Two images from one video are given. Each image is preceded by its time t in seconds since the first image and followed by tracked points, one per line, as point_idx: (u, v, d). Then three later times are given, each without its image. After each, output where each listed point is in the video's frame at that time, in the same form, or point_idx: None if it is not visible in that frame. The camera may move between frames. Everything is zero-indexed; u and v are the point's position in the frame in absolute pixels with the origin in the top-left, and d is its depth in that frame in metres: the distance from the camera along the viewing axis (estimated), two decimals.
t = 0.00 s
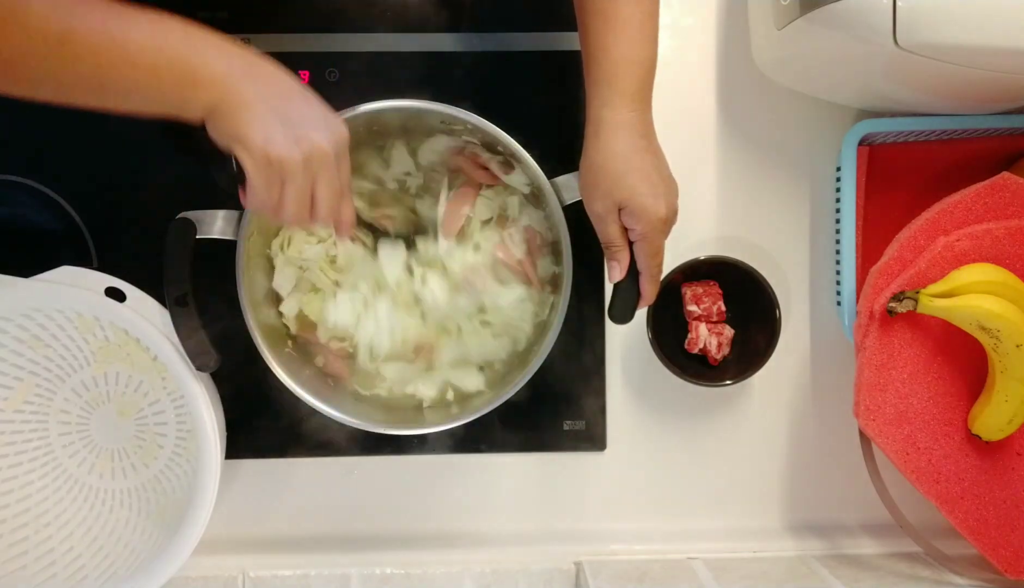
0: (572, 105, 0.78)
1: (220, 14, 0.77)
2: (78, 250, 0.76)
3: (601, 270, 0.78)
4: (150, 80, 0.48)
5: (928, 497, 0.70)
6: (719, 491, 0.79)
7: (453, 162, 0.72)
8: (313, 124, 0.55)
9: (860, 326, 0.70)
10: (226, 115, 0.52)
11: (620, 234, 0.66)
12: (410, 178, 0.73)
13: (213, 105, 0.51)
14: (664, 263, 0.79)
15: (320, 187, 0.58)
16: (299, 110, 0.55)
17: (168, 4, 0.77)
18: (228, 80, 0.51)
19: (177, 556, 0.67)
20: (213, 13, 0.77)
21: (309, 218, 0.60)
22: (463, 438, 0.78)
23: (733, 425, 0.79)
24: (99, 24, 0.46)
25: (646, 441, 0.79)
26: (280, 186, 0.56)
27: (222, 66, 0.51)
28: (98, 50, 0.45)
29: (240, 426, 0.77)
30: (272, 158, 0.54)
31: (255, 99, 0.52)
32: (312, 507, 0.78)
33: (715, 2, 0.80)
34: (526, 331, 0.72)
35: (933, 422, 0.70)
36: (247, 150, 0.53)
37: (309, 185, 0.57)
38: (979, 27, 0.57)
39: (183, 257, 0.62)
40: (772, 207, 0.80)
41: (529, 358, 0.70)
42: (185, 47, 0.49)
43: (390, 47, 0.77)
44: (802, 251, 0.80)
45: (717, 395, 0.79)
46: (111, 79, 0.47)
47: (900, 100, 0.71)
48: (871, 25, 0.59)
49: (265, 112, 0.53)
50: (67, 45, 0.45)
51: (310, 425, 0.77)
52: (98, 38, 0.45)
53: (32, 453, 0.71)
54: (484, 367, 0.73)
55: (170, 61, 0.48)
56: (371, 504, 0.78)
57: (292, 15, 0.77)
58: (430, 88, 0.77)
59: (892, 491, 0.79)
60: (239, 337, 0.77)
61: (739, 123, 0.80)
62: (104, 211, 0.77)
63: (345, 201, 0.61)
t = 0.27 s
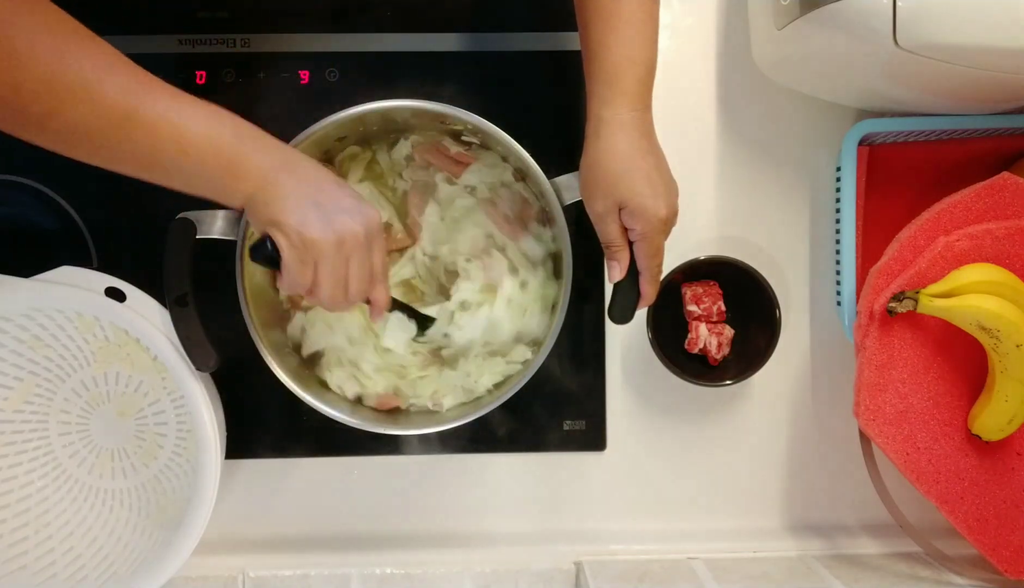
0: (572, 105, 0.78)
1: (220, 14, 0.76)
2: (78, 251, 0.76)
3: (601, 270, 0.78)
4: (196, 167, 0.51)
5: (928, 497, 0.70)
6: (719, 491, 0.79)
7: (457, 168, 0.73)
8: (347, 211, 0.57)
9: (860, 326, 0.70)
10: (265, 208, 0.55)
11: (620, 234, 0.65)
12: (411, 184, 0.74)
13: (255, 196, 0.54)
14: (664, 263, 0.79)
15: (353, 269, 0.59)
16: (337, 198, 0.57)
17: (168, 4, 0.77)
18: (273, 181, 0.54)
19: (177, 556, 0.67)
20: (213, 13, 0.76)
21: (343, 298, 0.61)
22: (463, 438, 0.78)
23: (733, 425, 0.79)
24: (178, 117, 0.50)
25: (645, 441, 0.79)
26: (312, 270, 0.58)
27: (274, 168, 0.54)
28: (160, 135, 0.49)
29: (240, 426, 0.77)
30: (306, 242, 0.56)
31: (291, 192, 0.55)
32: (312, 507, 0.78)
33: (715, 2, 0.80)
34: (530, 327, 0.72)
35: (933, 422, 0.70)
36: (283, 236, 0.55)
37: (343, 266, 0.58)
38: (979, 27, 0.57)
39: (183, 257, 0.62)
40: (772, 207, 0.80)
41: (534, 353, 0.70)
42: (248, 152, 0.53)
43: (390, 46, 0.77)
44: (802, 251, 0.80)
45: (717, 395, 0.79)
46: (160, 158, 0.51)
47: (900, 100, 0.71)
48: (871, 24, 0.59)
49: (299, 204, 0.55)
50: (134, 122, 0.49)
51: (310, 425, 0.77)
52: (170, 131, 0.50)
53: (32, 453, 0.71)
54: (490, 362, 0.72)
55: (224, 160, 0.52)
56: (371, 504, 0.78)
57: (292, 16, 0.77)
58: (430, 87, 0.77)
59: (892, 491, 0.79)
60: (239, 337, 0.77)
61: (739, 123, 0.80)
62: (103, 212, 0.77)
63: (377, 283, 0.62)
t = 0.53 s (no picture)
0: (572, 105, 0.78)
1: (220, 14, 0.76)
2: (78, 251, 0.76)
3: (601, 270, 0.78)
4: (159, 153, 0.52)
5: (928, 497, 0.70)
6: (719, 491, 0.79)
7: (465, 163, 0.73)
8: (329, 178, 0.57)
9: (860, 326, 0.70)
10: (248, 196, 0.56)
11: (620, 234, 0.65)
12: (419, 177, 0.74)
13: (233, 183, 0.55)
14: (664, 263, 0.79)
15: (350, 228, 0.59)
16: (317, 166, 0.57)
17: (168, 4, 0.77)
18: (249, 161, 0.54)
19: (177, 555, 0.67)
20: (212, 13, 0.76)
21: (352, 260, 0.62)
22: (463, 438, 0.78)
23: (733, 425, 0.79)
24: (151, 99, 0.50)
25: (645, 441, 0.79)
26: (312, 242, 0.59)
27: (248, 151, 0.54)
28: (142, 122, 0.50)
29: (240, 426, 0.77)
30: (295, 218, 0.57)
31: (268, 173, 0.55)
32: (312, 507, 0.78)
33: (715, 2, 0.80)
34: (531, 323, 0.72)
35: (933, 422, 0.70)
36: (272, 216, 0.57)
37: (340, 229, 0.59)
38: (979, 27, 0.57)
39: (183, 258, 0.62)
40: (772, 207, 0.80)
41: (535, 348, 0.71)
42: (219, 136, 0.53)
43: (390, 46, 0.77)
44: (802, 251, 0.80)
45: (717, 395, 0.79)
46: (135, 144, 0.51)
47: (901, 100, 0.71)
48: (871, 24, 0.59)
49: (281, 183, 0.55)
50: (100, 107, 0.49)
51: (310, 425, 0.77)
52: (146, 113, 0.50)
53: (32, 453, 0.71)
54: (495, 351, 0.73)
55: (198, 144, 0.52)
56: (371, 504, 0.78)
57: (292, 16, 0.77)
58: (430, 87, 0.77)
59: (892, 491, 0.79)
60: (239, 337, 0.77)
61: (739, 123, 0.80)
62: (103, 212, 0.77)
63: (382, 231, 0.62)
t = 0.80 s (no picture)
0: (572, 105, 0.78)
1: (220, 14, 0.76)
2: (77, 250, 0.76)
3: (601, 270, 0.78)
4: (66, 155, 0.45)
5: (928, 497, 0.70)
6: (719, 491, 0.79)
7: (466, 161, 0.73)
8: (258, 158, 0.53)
9: (860, 326, 0.70)
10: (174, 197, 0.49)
11: (620, 234, 0.65)
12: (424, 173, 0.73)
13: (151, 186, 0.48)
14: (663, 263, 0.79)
15: (294, 211, 0.55)
16: (234, 150, 0.53)
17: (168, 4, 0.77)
18: (155, 156, 0.47)
19: (177, 555, 0.67)
20: (212, 13, 0.76)
21: (314, 241, 0.57)
22: (463, 438, 0.78)
23: (733, 425, 0.79)
24: (28, 79, 0.43)
25: (646, 441, 0.79)
26: (270, 229, 0.54)
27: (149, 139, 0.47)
28: (13, 108, 0.42)
29: (240, 425, 0.77)
30: (239, 207, 0.52)
31: (189, 163, 0.49)
32: (312, 507, 0.78)
33: (715, 2, 0.80)
34: (531, 319, 0.73)
35: (933, 422, 0.70)
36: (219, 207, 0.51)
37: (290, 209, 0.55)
38: (979, 27, 0.57)
39: (183, 258, 0.62)
40: (772, 207, 0.80)
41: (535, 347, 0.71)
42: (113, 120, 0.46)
43: (390, 46, 0.77)
44: (802, 251, 0.80)
45: (717, 395, 0.79)
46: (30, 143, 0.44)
47: (901, 100, 0.71)
48: (871, 25, 0.59)
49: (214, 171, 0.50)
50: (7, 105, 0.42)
51: (310, 425, 0.77)
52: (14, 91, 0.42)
53: (32, 453, 0.71)
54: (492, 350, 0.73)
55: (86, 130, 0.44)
56: (371, 504, 0.78)
57: (292, 16, 0.77)
58: (430, 87, 0.77)
59: (892, 491, 0.79)
60: (239, 337, 0.77)
61: (739, 123, 0.80)
62: (103, 211, 0.77)
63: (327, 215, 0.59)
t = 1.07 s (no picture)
0: (572, 105, 0.78)
1: (220, 14, 0.76)
2: (77, 251, 0.76)
3: (601, 270, 0.78)
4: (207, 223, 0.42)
5: (928, 497, 0.70)
6: (719, 491, 0.79)
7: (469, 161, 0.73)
8: (366, 228, 0.48)
9: (860, 326, 0.70)
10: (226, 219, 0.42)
11: (620, 234, 0.65)
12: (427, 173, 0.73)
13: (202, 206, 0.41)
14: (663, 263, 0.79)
15: (422, 262, 0.49)
16: (355, 217, 0.48)
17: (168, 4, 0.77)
18: (283, 224, 0.44)
19: (177, 555, 0.67)
20: (212, 13, 0.76)
21: (430, 303, 0.51)
22: (463, 438, 0.78)
23: (733, 425, 0.79)
24: (119, 128, 0.39)
25: (646, 441, 0.79)
26: (387, 298, 0.49)
27: (172, 151, 0.40)
28: (102, 151, 0.39)
29: (240, 425, 0.77)
30: (347, 281, 0.47)
31: (316, 230, 0.45)
32: (312, 507, 0.78)
33: (715, 2, 0.80)
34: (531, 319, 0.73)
35: (933, 422, 0.70)
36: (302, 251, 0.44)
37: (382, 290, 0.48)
38: (979, 27, 0.57)
39: (184, 258, 0.62)
40: (772, 207, 0.80)
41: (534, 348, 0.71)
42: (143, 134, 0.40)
43: (390, 46, 0.77)
44: (802, 251, 0.80)
45: (717, 395, 0.79)
46: (117, 190, 0.40)
47: (901, 100, 0.71)
48: (872, 25, 0.59)
49: (332, 244, 0.46)
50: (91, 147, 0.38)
51: (310, 425, 0.77)
52: (13, 85, 0.36)
53: (32, 453, 0.71)
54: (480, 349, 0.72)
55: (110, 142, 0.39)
56: (371, 504, 0.78)
57: (292, 16, 0.77)
58: (430, 87, 0.77)
59: (892, 490, 0.79)
60: (239, 337, 0.77)
61: (739, 123, 0.80)
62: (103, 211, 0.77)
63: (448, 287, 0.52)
